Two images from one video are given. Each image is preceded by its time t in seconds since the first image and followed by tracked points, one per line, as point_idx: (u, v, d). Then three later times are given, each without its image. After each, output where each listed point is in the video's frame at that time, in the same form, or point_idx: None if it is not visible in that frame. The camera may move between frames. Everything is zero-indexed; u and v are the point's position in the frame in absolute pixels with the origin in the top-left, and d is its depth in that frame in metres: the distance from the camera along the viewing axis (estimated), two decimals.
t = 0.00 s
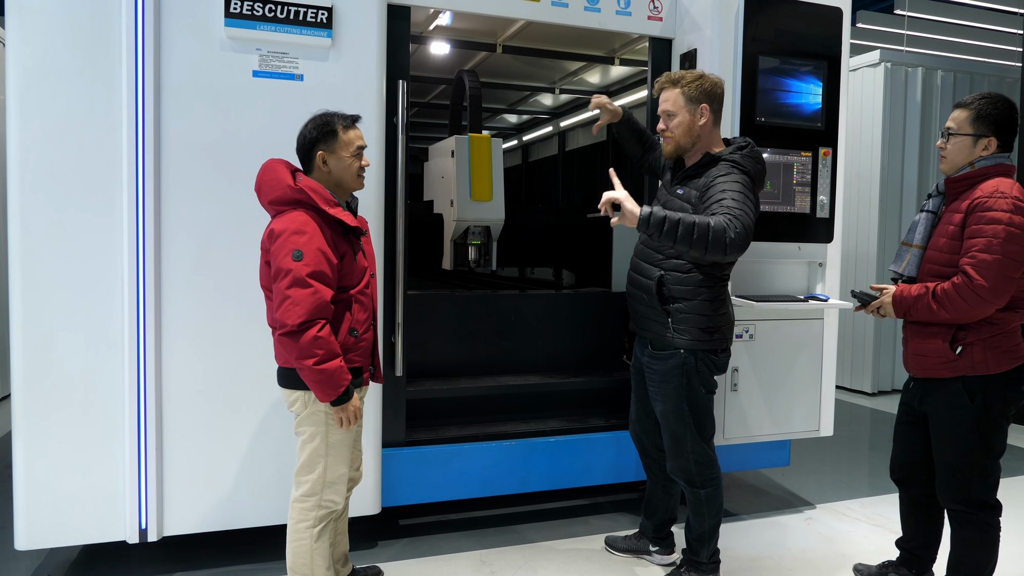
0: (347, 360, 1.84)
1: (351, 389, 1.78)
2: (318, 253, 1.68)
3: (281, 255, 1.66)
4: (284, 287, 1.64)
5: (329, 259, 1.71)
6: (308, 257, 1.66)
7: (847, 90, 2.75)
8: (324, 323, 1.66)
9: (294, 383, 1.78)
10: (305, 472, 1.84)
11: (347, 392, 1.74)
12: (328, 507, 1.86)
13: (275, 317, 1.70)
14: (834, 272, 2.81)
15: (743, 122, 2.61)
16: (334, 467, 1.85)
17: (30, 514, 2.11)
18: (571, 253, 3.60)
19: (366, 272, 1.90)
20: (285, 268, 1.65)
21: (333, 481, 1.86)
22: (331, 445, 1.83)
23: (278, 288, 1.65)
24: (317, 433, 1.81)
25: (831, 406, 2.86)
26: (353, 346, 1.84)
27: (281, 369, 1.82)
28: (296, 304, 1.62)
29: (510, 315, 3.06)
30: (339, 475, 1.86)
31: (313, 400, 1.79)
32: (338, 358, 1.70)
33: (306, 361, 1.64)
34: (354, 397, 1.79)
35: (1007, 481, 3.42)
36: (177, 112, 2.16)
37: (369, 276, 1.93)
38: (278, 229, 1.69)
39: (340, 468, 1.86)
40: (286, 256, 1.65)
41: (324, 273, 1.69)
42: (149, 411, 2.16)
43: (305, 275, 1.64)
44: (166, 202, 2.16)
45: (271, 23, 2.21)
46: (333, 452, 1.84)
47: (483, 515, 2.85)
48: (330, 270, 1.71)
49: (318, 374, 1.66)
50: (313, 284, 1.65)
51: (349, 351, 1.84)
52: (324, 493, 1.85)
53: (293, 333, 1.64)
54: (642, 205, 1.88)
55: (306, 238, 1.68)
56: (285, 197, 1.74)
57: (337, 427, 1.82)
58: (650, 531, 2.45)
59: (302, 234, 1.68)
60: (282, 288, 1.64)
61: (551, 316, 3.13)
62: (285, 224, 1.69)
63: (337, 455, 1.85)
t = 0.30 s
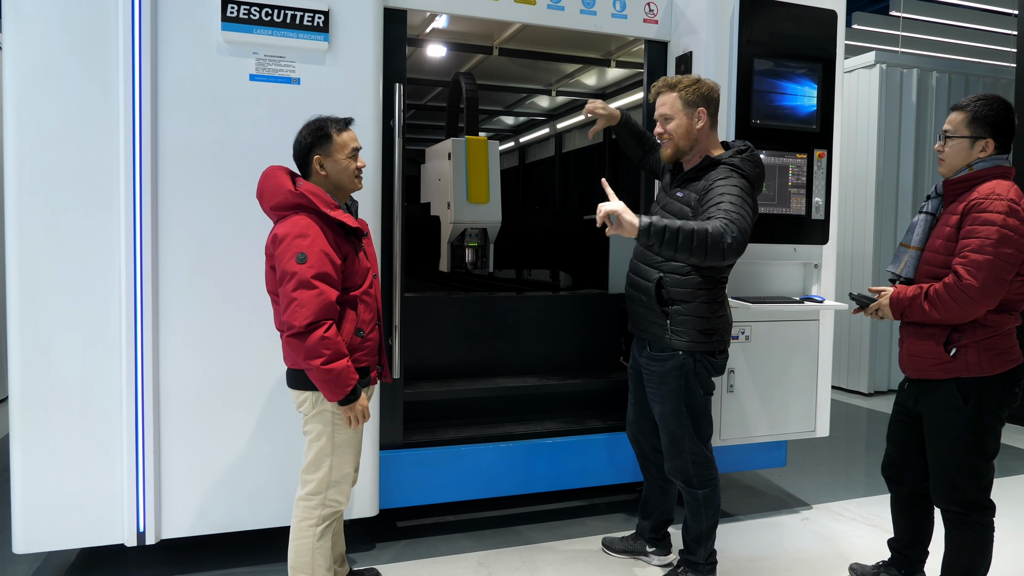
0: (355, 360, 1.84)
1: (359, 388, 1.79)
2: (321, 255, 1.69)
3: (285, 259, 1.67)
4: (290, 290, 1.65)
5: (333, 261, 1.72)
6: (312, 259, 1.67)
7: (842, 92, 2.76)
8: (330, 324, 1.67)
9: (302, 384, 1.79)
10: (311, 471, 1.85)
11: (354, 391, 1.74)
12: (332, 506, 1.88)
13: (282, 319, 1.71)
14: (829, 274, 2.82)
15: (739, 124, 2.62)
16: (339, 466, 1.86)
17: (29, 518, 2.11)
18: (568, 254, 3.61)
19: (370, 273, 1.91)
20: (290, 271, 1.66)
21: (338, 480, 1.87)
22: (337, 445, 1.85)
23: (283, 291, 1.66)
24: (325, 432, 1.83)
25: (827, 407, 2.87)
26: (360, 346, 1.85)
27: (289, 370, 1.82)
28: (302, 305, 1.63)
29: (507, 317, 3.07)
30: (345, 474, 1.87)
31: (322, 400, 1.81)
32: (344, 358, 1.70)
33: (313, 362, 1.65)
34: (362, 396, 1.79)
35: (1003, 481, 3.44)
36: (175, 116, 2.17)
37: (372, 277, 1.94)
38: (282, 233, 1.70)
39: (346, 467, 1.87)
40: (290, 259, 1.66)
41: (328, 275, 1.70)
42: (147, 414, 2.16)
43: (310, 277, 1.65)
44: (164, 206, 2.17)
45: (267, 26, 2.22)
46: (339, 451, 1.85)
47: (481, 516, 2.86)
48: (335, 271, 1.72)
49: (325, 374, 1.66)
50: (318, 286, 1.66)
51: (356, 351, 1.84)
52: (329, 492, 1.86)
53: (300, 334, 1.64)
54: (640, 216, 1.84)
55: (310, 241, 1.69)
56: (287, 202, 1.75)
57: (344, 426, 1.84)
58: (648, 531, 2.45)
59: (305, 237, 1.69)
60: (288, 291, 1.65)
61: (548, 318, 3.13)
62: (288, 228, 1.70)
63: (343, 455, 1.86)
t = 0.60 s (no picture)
0: (356, 358, 1.85)
1: (358, 386, 1.79)
2: (322, 253, 1.69)
3: (286, 257, 1.68)
4: (291, 288, 1.65)
5: (333, 259, 1.72)
6: (313, 258, 1.67)
7: (837, 90, 2.77)
8: (330, 322, 1.68)
9: (304, 381, 1.80)
10: (312, 467, 1.86)
11: (353, 388, 1.75)
12: (333, 502, 1.88)
13: (283, 317, 1.72)
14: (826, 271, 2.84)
15: (735, 122, 2.63)
16: (340, 463, 1.87)
17: (27, 517, 2.12)
18: (565, 252, 3.62)
19: (370, 271, 1.91)
20: (291, 269, 1.66)
21: (338, 477, 1.87)
22: (337, 442, 1.85)
23: (285, 289, 1.67)
24: (326, 429, 1.83)
25: (823, 403, 2.89)
26: (360, 344, 1.85)
27: (291, 368, 1.83)
28: (303, 303, 1.64)
29: (505, 314, 3.07)
30: (345, 470, 1.88)
31: (323, 397, 1.82)
32: (345, 356, 1.71)
33: (313, 359, 1.66)
34: (362, 394, 1.80)
35: (998, 477, 3.45)
36: (171, 115, 2.17)
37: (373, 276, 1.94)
38: (283, 232, 1.71)
39: (346, 464, 1.88)
40: (291, 257, 1.67)
41: (328, 273, 1.70)
42: (145, 413, 2.17)
43: (311, 275, 1.66)
44: (160, 205, 2.17)
45: (263, 26, 2.22)
46: (339, 448, 1.86)
47: (478, 514, 2.87)
48: (335, 270, 1.72)
49: (325, 372, 1.67)
50: (319, 284, 1.66)
51: (357, 349, 1.85)
52: (330, 488, 1.87)
53: (300, 331, 1.65)
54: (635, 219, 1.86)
55: (311, 239, 1.69)
56: (289, 202, 1.75)
57: (344, 424, 1.85)
58: (644, 528, 2.47)
59: (307, 236, 1.69)
60: (289, 289, 1.66)
61: (545, 316, 3.14)
62: (290, 227, 1.71)
63: (343, 452, 1.87)
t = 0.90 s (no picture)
0: (352, 354, 1.85)
1: (354, 383, 1.79)
2: (321, 249, 1.70)
3: (286, 252, 1.68)
4: (290, 283, 1.66)
5: (333, 255, 1.72)
6: (312, 253, 1.68)
7: (835, 86, 2.77)
8: (328, 317, 1.68)
9: (301, 377, 1.80)
10: (309, 463, 1.86)
11: (349, 385, 1.75)
12: (329, 499, 1.89)
13: (281, 312, 1.72)
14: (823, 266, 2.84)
15: (732, 118, 2.63)
16: (337, 460, 1.87)
17: (28, 514, 2.12)
18: (563, 249, 3.62)
19: (370, 269, 1.92)
20: (290, 264, 1.67)
21: (335, 473, 1.88)
22: (334, 438, 1.86)
23: (283, 284, 1.68)
24: (322, 425, 1.84)
25: (821, 399, 2.89)
26: (358, 341, 1.85)
27: (289, 364, 1.84)
28: (301, 298, 1.64)
29: (503, 311, 3.08)
30: (341, 467, 1.88)
31: (320, 393, 1.82)
32: (341, 352, 1.71)
33: (309, 354, 1.66)
34: (357, 391, 1.81)
35: (995, 471, 3.46)
36: (169, 113, 2.17)
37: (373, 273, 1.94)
38: (284, 227, 1.71)
39: (343, 461, 1.88)
40: (291, 252, 1.67)
41: (327, 269, 1.70)
42: (144, 411, 2.17)
43: (310, 271, 1.66)
44: (159, 203, 2.18)
45: (260, 23, 2.22)
46: (336, 444, 1.86)
47: (477, 510, 2.88)
48: (334, 266, 1.73)
49: (321, 367, 1.67)
50: (317, 279, 1.67)
51: (354, 346, 1.85)
52: (327, 484, 1.87)
53: (298, 326, 1.66)
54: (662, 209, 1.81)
55: (311, 235, 1.69)
56: (291, 197, 1.76)
57: (341, 420, 1.85)
58: (644, 523, 2.47)
59: (307, 231, 1.69)
60: (288, 284, 1.66)
61: (544, 312, 3.15)
62: (291, 222, 1.71)
63: (340, 449, 1.87)
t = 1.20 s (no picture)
0: (350, 352, 1.85)
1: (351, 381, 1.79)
2: (322, 247, 1.70)
3: (286, 249, 1.68)
4: (290, 280, 1.66)
5: (333, 253, 1.72)
6: (313, 250, 1.68)
7: (834, 82, 2.77)
8: (327, 315, 1.68)
9: (299, 375, 1.80)
10: (307, 461, 1.86)
11: (347, 383, 1.74)
12: (327, 497, 1.89)
13: (280, 309, 1.72)
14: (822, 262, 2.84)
15: (731, 115, 2.63)
16: (335, 458, 1.87)
17: (29, 512, 2.13)
18: (563, 246, 3.62)
19: (370, 267, 1.91)
20: (290, 261, 1.67)
21: (333, 472, 1.88)
22: (332, 436, 1.86)
23: (283, 281, 1.68)
24: (320, 424, 1.84)
25: (821, 395, 2.90)
26: (356, 339, 1.85)
27: (287, 361, 1.84)
28: (301, 295, 1.64)
29: (503, 309, 3.08)
30: (340, 465, 1.88)
31: (317, 391, 1.82)
32: (339, 350, 1.71)
33: (308, 351, 1.66)
34: (354, 389, 1.80)
35: (995, 467, 3.47)
36: (168, 112, 2.17)
37: (372, 271, 1.94)
38: (284, 224, 1.71)
39: (341, 459, 1.88)
40: (292, 249, 1.67)
41: (327, 267, 1.71)
42: (145, 410, 2.17)
43: (310, 268, 1.66)
44: (158, 201, 2.17)
45: (259, 21, 2.22)
46: (334, 442, 1.87)
47: (477, 507, 2.88)
48: (334, 263, 1.73)
49: (319, 365, 1.67)
50: (317, 276, 1.67)
51: (352, 344, 1.85)
52: (325, 483, 1.88)
53: (297, 323, 1.65)
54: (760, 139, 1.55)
55: (312, 232, 1.69)
56: (292, 193, 1.76)
57: (339, 419, 1.85)
58: (645, 522, 2.47)
59: (307, 228, 1.69)
60: (288, 281, 1.66)
61: (544, 310, 3.15)
62: (291, 219, 1.71)
63: (338, 447, 1.87)
